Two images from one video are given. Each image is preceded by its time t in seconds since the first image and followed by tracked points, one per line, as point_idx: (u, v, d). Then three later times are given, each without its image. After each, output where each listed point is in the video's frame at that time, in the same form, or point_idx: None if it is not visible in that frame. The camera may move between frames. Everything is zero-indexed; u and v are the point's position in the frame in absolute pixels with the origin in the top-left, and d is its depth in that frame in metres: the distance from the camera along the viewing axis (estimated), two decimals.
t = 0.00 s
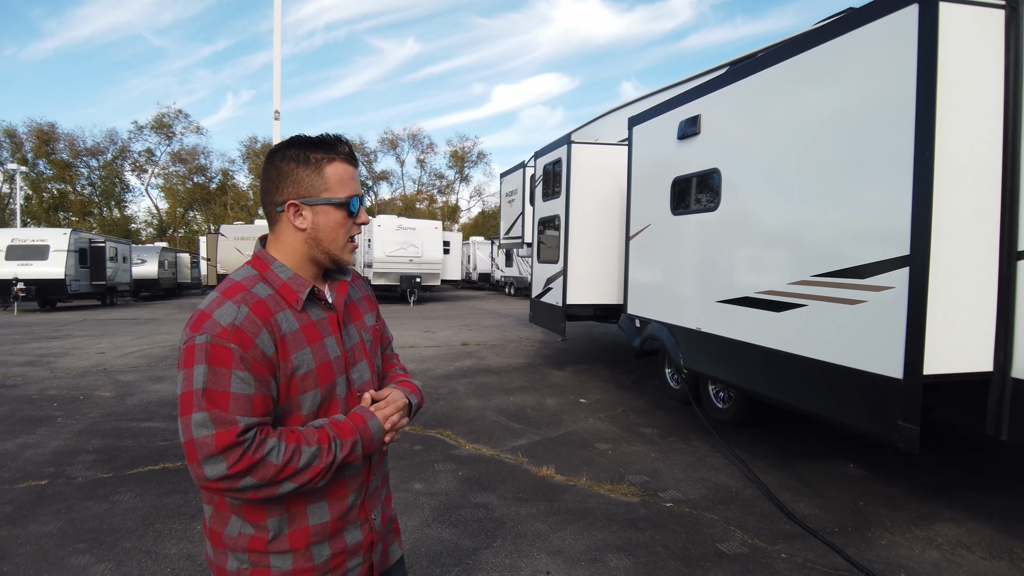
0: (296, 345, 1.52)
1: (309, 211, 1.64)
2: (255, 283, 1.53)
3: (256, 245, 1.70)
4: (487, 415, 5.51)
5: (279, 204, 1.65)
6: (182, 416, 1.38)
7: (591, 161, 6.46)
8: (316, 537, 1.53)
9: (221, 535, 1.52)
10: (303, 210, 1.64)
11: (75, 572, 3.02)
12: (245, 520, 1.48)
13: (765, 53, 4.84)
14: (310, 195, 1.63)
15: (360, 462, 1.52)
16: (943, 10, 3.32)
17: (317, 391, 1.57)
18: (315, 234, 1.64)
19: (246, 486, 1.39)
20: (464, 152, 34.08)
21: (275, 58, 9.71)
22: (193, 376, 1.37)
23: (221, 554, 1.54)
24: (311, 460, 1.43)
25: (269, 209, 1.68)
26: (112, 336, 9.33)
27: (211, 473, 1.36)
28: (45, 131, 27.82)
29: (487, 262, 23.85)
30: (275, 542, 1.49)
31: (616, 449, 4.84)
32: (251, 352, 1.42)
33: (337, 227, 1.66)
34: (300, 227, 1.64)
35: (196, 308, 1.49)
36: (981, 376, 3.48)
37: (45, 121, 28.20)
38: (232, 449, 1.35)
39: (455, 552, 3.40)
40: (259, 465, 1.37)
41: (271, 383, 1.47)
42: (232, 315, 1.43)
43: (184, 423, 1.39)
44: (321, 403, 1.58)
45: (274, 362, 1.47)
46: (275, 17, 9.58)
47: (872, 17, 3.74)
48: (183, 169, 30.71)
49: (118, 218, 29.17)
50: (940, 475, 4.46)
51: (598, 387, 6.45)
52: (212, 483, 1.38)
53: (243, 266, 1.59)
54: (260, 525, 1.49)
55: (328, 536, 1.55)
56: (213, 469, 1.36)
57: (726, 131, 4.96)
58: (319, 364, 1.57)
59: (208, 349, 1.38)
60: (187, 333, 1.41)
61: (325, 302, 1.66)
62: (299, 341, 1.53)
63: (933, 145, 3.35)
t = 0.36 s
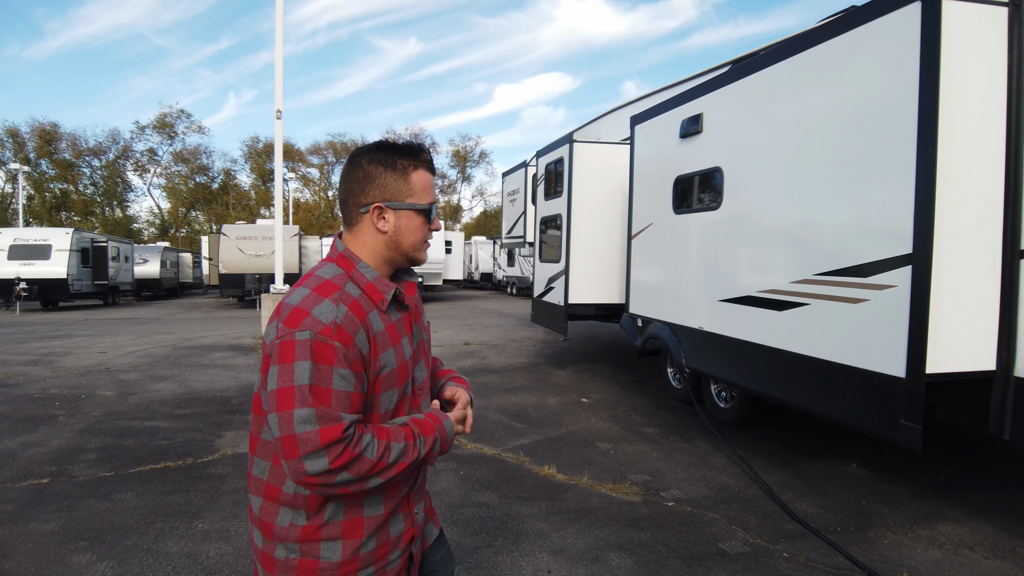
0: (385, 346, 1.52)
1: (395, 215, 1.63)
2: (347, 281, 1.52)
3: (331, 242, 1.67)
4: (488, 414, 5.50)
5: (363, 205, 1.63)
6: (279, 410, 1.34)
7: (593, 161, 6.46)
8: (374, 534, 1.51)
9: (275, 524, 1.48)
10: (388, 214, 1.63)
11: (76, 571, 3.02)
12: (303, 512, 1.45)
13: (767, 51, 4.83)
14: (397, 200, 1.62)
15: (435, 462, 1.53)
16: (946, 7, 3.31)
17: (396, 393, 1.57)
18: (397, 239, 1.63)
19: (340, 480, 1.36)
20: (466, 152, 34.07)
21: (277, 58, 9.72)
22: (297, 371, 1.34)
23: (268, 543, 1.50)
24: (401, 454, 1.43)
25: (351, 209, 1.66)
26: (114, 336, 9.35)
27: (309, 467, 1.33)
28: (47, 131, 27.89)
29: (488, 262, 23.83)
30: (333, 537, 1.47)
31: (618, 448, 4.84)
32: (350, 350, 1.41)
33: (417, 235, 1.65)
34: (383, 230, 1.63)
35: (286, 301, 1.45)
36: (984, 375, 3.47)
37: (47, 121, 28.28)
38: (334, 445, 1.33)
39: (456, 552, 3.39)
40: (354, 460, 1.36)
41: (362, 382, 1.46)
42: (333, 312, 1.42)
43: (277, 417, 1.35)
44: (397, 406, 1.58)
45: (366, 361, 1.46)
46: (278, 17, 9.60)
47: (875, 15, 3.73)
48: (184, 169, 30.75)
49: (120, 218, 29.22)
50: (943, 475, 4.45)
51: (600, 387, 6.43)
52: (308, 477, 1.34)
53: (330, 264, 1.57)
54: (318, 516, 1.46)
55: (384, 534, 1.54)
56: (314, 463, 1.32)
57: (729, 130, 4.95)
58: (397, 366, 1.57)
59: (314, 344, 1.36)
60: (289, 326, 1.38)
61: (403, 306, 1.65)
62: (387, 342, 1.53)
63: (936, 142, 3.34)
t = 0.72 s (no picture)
0: (541, 340, 1.58)
1: (539, 225, 1.69)
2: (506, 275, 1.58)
3: (473, 245, 1.69)
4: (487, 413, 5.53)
5: (509, 211, 1.69)
6: (469, 389, 1.37)
7: (591, 160, 6.48)
8: (518, 517, 1.54)
9: (436, 509, 1.48)
10: (533, 222, 1.69)
11: (75, 566, 3.05)
12: (463, 494, 1.47)
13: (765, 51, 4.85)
14: (542, 209, 1.69)
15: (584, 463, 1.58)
16: (941, 7, 3.33)
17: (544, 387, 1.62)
18: (538, 247, 1.69)
19: (525, 459, 1.39)
20: (467, 153, 34.10)
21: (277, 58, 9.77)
22: (489, 351, 1.39)
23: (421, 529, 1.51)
24: (564, 434, 1.49)
25: (495, 217, 1.70)
26: (115, 335, 9.41)
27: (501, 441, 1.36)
28: (50, 132, 28.03)
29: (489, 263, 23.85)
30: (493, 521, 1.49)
31: (615, 446, 4.86)
32: (525, 338, 1.47)
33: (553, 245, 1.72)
34: (528, 236, 1.68)
35: (457, 290, 1.50)
36: (979, 372, 3.48)
37: (50, 122, 28.42)
38: (523, 419, 1.38)
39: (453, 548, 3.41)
40: (536, 439, 1.41)
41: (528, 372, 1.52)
42: (509, 301, 1.47)
43: (467, 396, 1.38)
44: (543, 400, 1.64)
45: (533, 352, 1.52)
46: (278, 17, 9.64)
47: (869, 14, 3.75)
48: (186, 170, 30.85)
49: (122, 219, 29.34)
50: (940, 472, 4.45)
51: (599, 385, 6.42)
52: (500, 453, 1.37)
53: (485, 260, 1.61)
54: (473, 496, 1.48)
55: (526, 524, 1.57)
56: (508, 438, 1.36)
57: (726, 129, 4.97)
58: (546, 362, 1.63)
59: (502, 327, 1.42)
60: (472, 311, 1.43)
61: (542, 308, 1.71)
62: (542, 336, 1.59)
63: (931, 141, 3.36)
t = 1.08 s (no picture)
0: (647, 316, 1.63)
1: (640, 210, 1.71)
2: (612, 255, 1.64)
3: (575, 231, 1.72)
4: (478, 414, 5.53)
5: (611, 198, 1.70)
6: (585, 363, 1.45)
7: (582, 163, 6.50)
8: (643, 479, 1.62)
9: (583, 476, 1.55)
10: (634, 207, 1.70)
11: (57, 567, 3.03)
12: (611, 456, 1.54)
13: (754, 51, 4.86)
14: (644, 195, 1.71)
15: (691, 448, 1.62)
16: (923, 5, 3.35)
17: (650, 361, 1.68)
18: (641, 231, 1.72)
19: (640, 430, 1.46)
20: (462, 157, 34.16)
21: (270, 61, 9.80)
22: (602, 327, 1.46)
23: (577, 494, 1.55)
24: (677, 407, 1.54)
25: (596, 202, 1.72)
26: (107, 338, 9.39)
27: (618, 411, 1.44)
28: (46, 137, 28.08)
29: (484, 266, 23.88)
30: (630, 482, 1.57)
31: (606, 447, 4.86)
32: (637, 313, 1.53)
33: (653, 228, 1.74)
34: (631, 221, 1.70)
35: (568, 271, 1.57)
36: (965, 370, 3.47)
37: (47, 127, 28.44)
38: (637, 390, 1.46)
39: (439, 547, 3.40)
40: (652, 409, 1.48)
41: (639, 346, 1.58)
42: (620, 279, 1.54)
43: (583, 369, 1.46)
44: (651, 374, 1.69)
45: (642, 327, 1.58)
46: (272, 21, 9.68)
47: (854, 13, 3.76)
48: (182, 175, 30.88)
49: (118, 223, 29.35)
50: (930, 471, 4.45)
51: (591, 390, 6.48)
52: (614, 423, 1.44)
53: (591, 242, 1.66)
54: (620, 459, 1.55)
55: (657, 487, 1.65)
56: (622, 408, 1.44)
57: (714, 130, 4.99)
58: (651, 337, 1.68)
59: (614, 305, 1.48)
60: (585, 290, 1.50)
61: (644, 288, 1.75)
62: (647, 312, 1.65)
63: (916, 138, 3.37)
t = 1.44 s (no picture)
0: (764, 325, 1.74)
1: (754, 223, 1.80)
2: (736, 266, 1.71)
3: (688, 235, 1.78)
4: (449, 416, 5.54)
5: (725, 209, 1.79)
6: (741, 374, 1.53)
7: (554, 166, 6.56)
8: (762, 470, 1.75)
9: (717, 472, 1.66)
10: (749, 220, 1.79)
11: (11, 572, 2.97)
12: (739, 456, 1.66)
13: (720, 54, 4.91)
14: (758, 209, 1.80)
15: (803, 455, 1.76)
16: (880, 8, 3.41)
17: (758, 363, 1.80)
18: (750, 241, 1.81)
19: (788, 434, 1.58)
20: (442, 162, 34.19)
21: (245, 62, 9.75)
22: (756, 341, 1.54)
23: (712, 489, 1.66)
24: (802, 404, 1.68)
25: (709, 210, 1.80)
26: (76, 344, 9.24)
27: (776, 417, 1.55)
28: (16, 140, 27.62)
29: (463, 270, 23.90)
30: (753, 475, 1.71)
31: (576, 448, 4.88)
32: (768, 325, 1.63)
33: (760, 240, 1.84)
34: (743, 233, 1.79)
35: (701, 284, 1.61)
36: (923, 366, 3.53)
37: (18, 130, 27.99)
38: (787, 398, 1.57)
39: (402, 548, 3.38)
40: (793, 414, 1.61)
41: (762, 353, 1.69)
42: (756, 292, 1.62)
43: (739, 381, 1.53)
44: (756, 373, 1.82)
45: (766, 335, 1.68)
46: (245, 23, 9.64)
47: (816, 16, 3.82)
48: (158, 179, 30.53)
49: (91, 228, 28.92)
50: (894, 468, 4.52)
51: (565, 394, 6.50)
52: (771, 429, 1.55)
53: (713, 249, 1.73)
54: (745, 456, 1.67)
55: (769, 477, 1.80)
56: (780, 414, 1.55)
57: (682, 132, 5.03)
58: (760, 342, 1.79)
59: (759, 319, 1.57)
60: (733, 305, 1.56)
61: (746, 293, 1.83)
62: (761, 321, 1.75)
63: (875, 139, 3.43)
